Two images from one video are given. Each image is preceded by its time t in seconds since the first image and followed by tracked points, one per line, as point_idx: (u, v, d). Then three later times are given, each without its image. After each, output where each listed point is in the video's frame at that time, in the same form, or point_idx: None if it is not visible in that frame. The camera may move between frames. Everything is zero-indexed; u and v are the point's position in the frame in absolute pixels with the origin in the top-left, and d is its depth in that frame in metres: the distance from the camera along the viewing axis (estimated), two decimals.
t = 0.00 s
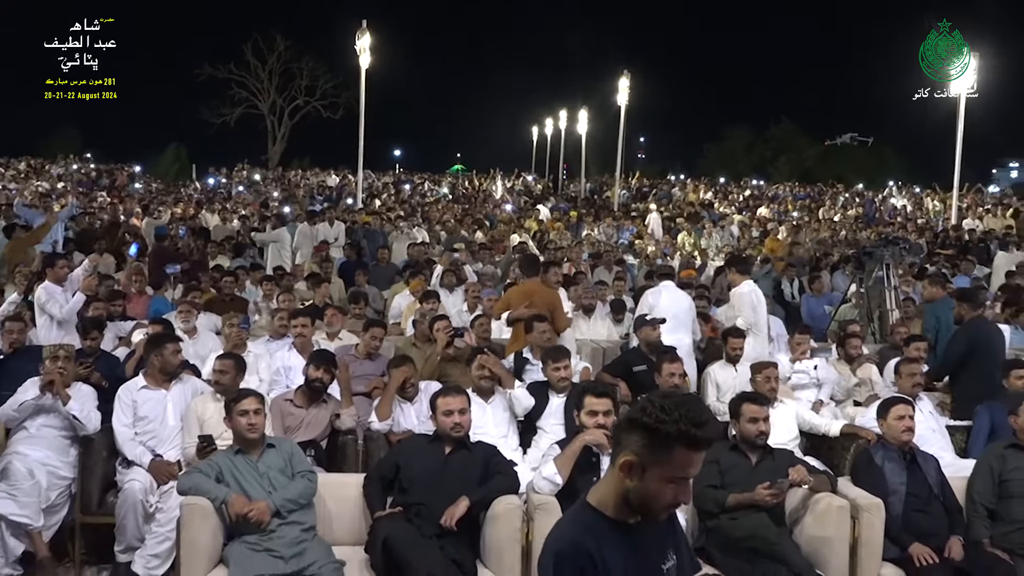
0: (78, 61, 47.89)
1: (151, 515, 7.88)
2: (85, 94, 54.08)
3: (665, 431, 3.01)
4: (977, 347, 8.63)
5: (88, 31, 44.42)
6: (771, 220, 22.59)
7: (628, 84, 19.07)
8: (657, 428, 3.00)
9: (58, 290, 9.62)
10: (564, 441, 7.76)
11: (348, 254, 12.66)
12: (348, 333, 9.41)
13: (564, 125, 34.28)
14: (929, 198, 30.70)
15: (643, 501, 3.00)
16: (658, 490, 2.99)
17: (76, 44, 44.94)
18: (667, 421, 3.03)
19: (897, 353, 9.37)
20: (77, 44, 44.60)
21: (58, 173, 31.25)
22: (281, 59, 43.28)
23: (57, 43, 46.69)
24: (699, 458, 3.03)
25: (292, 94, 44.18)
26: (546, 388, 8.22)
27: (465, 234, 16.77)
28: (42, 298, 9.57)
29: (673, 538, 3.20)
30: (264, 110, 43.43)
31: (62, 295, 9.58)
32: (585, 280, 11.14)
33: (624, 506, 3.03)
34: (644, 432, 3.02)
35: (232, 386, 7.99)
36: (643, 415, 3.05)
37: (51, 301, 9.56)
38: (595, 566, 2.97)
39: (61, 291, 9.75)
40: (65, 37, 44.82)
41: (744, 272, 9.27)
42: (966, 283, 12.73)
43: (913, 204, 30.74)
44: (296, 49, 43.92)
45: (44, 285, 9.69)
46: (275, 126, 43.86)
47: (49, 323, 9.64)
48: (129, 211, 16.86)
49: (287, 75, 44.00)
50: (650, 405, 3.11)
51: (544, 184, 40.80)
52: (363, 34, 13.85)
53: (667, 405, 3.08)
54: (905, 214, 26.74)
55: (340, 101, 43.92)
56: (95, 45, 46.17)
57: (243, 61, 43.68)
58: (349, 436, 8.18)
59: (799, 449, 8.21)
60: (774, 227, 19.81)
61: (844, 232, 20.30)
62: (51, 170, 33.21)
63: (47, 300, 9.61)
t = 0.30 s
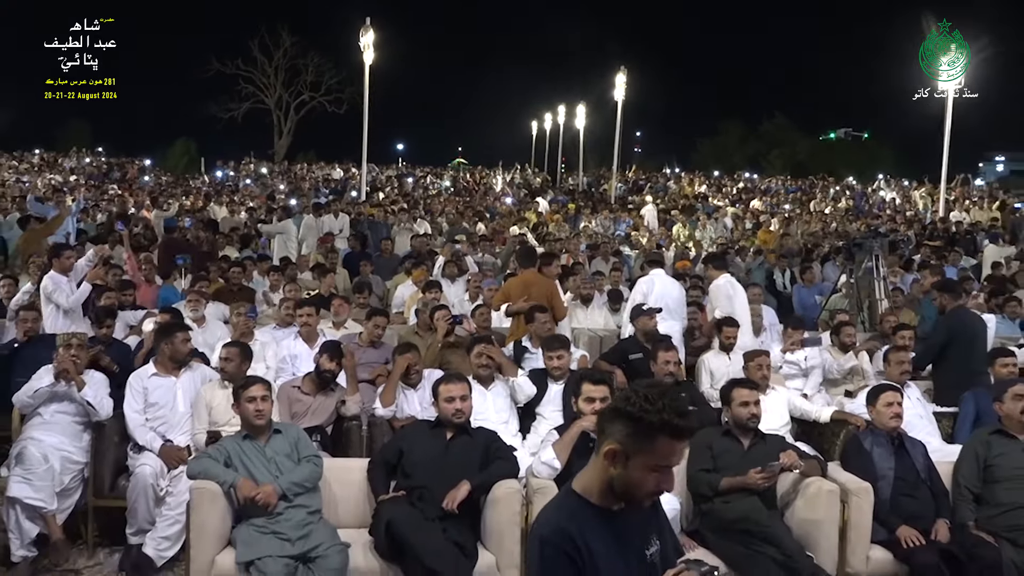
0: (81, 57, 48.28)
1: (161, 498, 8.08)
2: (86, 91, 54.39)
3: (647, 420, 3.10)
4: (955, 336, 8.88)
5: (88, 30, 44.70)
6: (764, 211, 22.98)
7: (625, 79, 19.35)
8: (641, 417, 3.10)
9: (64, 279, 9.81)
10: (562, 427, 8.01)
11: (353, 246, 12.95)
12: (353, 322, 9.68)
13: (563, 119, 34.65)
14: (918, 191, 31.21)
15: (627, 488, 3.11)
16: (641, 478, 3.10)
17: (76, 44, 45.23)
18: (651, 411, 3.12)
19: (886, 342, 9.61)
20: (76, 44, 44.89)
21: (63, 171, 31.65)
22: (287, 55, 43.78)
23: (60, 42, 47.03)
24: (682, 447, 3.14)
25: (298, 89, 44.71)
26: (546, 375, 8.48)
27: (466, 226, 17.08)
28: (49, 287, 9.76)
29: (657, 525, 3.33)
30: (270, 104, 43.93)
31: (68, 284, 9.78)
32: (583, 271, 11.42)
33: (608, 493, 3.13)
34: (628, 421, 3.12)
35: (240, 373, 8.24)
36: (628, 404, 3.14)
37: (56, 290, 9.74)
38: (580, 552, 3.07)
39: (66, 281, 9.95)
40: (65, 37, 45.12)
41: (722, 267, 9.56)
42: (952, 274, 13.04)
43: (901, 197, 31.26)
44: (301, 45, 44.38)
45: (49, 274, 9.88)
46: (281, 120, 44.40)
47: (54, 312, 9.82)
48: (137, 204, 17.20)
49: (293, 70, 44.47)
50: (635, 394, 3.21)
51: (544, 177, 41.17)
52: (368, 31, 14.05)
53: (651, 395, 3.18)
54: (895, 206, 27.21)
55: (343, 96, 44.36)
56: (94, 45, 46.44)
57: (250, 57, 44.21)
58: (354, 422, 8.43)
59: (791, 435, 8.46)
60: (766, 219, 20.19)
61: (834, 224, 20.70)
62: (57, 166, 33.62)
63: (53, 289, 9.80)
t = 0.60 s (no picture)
0: (85, 56, 48.61)
1: (171, 485, 8.32)
2: (87, 90, 54.68)
3: (629, 412, 3.18)
4: (942, 328, 9.14)
5: (90, 31, 44.96)
6: (757, 208, 23.33)
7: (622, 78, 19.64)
8: (625, 411, 3.17)
9: (68, 274, 10.13)
10: (561, 416, 8.21)
11: (357, 240, 13.22)
12: (358, 315, 9.95)
13: (562, 117, 34.99)
14: (906, 187, 31.63)
15: (610, 480, 3.17)
16: (625, 470, 3.16)
17: (76, 44, 45.48)
18: (634, 404, 3.20)
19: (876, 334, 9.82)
20: (76, 44, 45.07)
21: (67, 168, 31.97)
22: (293, 54, 44.13)
23: (63, 41, 47.32)
24: (664, 440, 3.22)
25: (304, 88, 45.02)
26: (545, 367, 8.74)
27: (468, 221, 17.39)
28: (55, 282, 10.07)
29: (640, 515, 3.38)
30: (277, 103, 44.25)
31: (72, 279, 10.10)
32: (580, 265, 11.69)
33: (592, 484, 3.18)
34: (611, 414, 3.20)
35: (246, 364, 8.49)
36: (612, 398, 3.22)
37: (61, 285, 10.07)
38: (563, 542, 3.12)
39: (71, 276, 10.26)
40: (65, 37, 45.26)
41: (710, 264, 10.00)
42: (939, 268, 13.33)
43: (891, 193, 31.69)
44: (307, 44, 44.79)
45: (54, 270, 10.18)
46: (287, 118, 44.75)
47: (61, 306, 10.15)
48: (146, 201, 17.53)
49: (299, 70, 44.80)
50: (618, 388, 3.29)
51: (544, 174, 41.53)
52: (372, 32, 14.30)
53: (635, 388, 3.26)
54: (884, 203, 27.62)
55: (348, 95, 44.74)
56: (94, 45, 46.65)
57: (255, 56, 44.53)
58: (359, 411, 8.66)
59: (782, 424, 8.70)
60: (759, 215, 20.51)
61: (826, 220, 21.04)
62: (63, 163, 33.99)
63: (58, 283, 10.11)
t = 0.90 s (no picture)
0: (89, 53, 48.96)
1: (181, 471, 8.55)
2: (89, 87, 55.00)
3: (612, 401, 3.14)
4: (929, 319, 9.40)
5: (93, 31, 45.23)
6: (751, 201, 23.65)
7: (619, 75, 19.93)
8: (608, 400, 3.13)
9: (75, 266, 10.36)
10: (559, 403, 8.41)
11: (361, 232, 13.50)
12: (362, 305, 10.23)
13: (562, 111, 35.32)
14: (898, 180, 32.02)
15: (594, 468, 3.13)
16: (608, 459, 3.13)
17: (77, 44, 45.73)
18: (617, 394, 3.16)
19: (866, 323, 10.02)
20: (77, 43, 45.32)
21: (73, 164, 32.32)
22: (299, 52, 44.48)
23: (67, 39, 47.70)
24: (647, 429, 3.18)
25: (311, 84, 45.26)
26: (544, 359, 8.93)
27: (469, 213, 17.69)
28: (61, 274, 10.31)
29: (622, 503, 3.36)
30: (284, 99, 44.60)
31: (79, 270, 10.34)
32: (579, 257, 11.95)
33: (575, 472, 3.14)
34: (595, 403, 3.15)
35: (252, 353, 8.75)
36: (595, 387, 3.17)
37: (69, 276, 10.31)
38: (548, 531, 3.07)
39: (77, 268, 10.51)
40: (65, 37, 45.50)
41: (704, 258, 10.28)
42: (927, 260, 13.61)
43: (880, 187, 32.12)
44: (314, 42, 45.10)
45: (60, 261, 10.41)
46: (293, 114, 45.15)
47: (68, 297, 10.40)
48: (155, 196, 17.88)
49: (306, 67, 45.10)
50: (600, 379, 3.24)
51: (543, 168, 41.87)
52: (376, 30, 14.57)
53: (617, 379, 3.22)
54: (874, 196, 28.03)
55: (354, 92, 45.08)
56: (94, 44, 46.86)
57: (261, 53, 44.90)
58: (363, 398, 8.90)
59: (775, 411, 8.93)
60: (753, 208, 20.82)
61: (817, 213, 21.38)
62: (68, 159, 34.38)
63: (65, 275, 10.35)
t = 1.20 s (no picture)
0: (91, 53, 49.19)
1: (188, 462, 8.75)
2: (88, 86, 55.19)
3: (599, 398, 3.21)
4: (920, 314, 9.61)
5: (94, 31, 45.45)
6: (744, 198, 23.91)
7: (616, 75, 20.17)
8: (594, 397, 3.20)
9: (78, 262, 10.63)
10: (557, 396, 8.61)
11: (364, 230, 13.73)
12: (364, 301, 10.48)
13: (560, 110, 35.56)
14: (892, 179, 32.31)
15: (580, 463, 3.20)
16: (594, 454, 3.20)
17: (77, 44, 45.87)
18: (604, 390, 3.23)
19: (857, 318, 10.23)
20: (77, 43, 45.50)
21: (77, 163, 32.56)
22: (303, 53, 44.71)
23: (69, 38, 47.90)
24: (632, 425, 3.26)
25: (315, 84, 45.45)
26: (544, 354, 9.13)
27: (470, 211, 17.92)
28: (64, 270, 10.57)
29: (607, 496, 3.43)
30: (288, 99, 44.84)
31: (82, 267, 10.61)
32: (576, 254, 12.17)
33: (562, 467, 3.22)
34: (582, 400, 3.22)
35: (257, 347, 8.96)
36: (582, 384, 3.25)
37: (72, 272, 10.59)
38: (534, 524, 3.14)
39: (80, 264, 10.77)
40: (66, 37, 45.67)
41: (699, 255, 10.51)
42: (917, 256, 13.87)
43: (872, 184, 32.42)
44: (316, 42, 45.30)
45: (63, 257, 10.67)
46: (298, 113, 45.40)
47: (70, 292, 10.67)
48: (160, 194, 18.13)
49: (309, 67, 45.34)
50: (588, 375, 3.33)
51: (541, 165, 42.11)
52: (377, 31, 14.77)
53: (604, 375, 3.30)
54: (866, 193, 28.29)
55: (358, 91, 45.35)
56: (95, 44, 47.04)
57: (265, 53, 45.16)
58: (366, 391, 9.12)
59: (768, 404, 9.15)
60: (747, 205, 21.05)
61: (810, 210, 21.62)
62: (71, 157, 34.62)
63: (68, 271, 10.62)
